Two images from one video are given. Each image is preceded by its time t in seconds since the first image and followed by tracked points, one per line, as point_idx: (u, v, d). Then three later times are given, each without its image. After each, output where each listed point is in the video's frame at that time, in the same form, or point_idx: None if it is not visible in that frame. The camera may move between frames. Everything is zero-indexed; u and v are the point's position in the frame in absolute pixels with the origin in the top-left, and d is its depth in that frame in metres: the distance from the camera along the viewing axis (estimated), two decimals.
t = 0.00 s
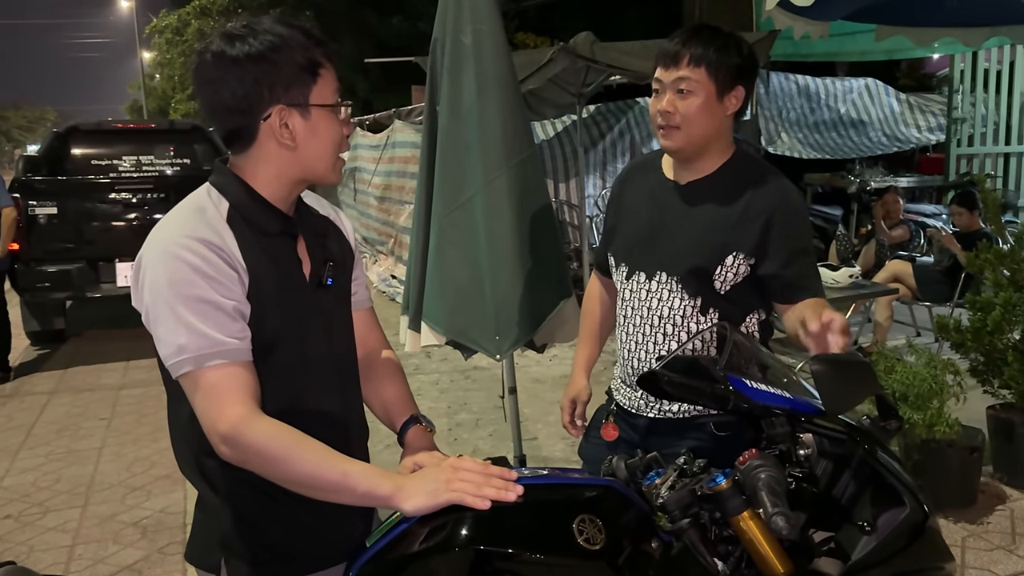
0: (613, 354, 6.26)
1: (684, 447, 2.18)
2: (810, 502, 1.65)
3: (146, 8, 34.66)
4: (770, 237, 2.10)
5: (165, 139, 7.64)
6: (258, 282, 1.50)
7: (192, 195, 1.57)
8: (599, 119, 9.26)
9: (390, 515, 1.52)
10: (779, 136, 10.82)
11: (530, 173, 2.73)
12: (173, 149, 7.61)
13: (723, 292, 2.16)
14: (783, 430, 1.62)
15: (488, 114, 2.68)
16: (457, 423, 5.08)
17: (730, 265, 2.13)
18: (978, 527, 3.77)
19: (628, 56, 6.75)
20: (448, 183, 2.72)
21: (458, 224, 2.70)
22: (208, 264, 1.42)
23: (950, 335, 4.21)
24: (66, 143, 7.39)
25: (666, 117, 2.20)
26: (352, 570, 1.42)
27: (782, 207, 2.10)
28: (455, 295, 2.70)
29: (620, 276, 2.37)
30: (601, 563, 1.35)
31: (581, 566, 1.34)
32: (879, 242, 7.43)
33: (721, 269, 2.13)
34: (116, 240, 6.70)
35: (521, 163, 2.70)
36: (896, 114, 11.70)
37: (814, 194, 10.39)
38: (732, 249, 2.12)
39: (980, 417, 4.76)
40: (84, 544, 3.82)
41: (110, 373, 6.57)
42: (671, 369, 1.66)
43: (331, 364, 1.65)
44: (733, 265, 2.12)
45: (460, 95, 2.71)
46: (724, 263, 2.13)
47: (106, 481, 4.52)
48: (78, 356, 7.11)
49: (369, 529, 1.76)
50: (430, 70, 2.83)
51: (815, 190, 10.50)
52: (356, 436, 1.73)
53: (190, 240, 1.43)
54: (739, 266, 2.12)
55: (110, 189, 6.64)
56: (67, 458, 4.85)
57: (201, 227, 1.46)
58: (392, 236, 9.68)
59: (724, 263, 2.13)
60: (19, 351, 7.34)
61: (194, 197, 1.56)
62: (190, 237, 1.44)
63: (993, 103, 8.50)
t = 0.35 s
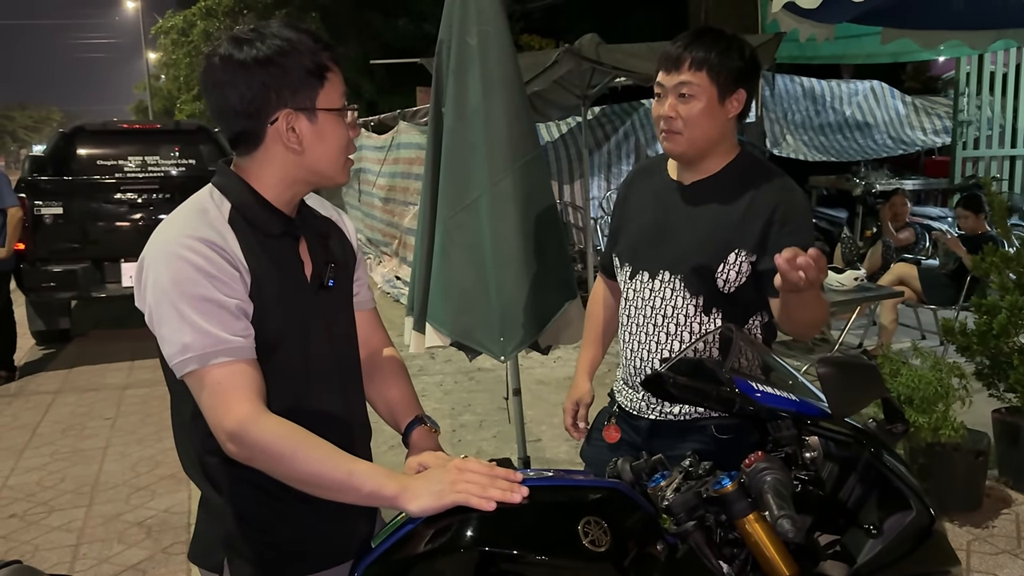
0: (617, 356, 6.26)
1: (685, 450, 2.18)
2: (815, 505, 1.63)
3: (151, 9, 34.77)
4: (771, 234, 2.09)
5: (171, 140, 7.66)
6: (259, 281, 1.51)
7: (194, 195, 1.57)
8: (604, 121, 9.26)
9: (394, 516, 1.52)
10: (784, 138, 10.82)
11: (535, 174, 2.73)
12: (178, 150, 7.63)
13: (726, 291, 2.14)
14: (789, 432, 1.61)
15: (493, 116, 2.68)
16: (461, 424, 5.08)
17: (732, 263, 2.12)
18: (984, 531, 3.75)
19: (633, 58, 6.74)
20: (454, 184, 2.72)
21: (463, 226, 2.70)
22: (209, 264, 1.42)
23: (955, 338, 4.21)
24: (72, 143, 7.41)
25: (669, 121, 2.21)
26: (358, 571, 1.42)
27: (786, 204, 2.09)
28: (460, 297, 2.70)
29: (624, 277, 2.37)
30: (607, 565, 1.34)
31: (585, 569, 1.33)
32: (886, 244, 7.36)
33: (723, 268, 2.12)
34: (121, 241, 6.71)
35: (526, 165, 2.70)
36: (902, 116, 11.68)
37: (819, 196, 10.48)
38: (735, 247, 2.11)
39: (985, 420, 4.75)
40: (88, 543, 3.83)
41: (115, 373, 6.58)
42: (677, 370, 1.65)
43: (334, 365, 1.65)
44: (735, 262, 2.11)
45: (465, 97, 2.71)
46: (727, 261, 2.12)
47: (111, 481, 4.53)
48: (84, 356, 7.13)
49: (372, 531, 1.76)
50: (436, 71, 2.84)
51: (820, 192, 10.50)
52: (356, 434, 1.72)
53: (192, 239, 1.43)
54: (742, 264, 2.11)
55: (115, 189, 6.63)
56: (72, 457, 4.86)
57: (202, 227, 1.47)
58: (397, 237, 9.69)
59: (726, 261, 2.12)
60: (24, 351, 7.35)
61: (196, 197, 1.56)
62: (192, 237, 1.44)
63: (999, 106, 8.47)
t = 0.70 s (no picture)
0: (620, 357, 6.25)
1: (678, 451, 2.17)
2: (820, 509, 1.63)
3: (156, 10, 34.86)
4: (764, 233, 2.07)
5: (175, 140, 7.67)
6: (260, 280, 1.50)
7: (193, 195, 1.57)
8: (608, 122, 9.25)
9: (396, 516, 1.52)
10: (788, 140, 10.80)
11: (539, 175, 2.72)
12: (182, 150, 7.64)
13: (718, 291, 2.14)
14: (793, 434, 1.61)
15: (497, 116, 2.67)
16: (464, 425, 5.07)
17: (724, 262, 2.11)
18: (988, 534, 3.73)
19: (638, 59, 6.72)
20: (457, 184, 2.72)
21: (467, 226, 2.69)
22: (209, 262, 1.42)
23: (961, 341, 4.20)
24: (76, 143, 7.43)
25: (665, 119, 2.21)
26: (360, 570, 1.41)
27: (777, 203, 2.07)
28: (463, 297, 2.70)
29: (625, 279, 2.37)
30: (608, 565, 1.34)
31: (589, 572, 1.32)
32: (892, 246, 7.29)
33: (715, 267, 2.12)
34: (125, 240, 6.72)
35: (530, 166, 2.69)
36: (907, 119, 11.66)
37: (824, 199, 10.46)
38: (726, 246, 2.10)
39: (990, 423, 4.73)
40: (90, 543, 3.83)
41: (118, 373, 6.59)
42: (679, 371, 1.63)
43: (335, 364, 1.64)
44: (727, 262, 2.11)
45: (469, 97, 2.71)
46: (719, 260, 2.11)
47: (114, 481, 4.53)
48: (87, 356, 7.13)
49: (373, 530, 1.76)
50: (440, 71, 2.83)
51: (824, 194, 10.50)
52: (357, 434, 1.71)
53: (192, 239, 1.43)
54: (734, 263, 2.11)
55: (119, 189, 6.65)
56: (75, 457, 4.86)
57: (203, 226, 1.47)
58: (400, 238, 9.69)
59: (718, 260, 2.11)
60: (28, 350, 7.36)
61: (196, 196, 1.56)
62: (192, 236, 1.44)
63: (1004, 108, 8.45)
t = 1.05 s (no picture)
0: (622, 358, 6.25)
1: (676, 452, 2.17)
2: (819, 508, 1.63)
3: (158, 11, 34.92)
4: (757, 233, 2.08)
5: (177, 140, 7.69)
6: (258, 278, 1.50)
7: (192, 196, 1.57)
8: (610, 123, 9.25)
9: (397, 516, 1.52)
10: (790, 141, 10.81)
11: (541, 175, 2.72)
12: (185, 150, 7.66)
13: (714, 291, 2.14)
14: (793, 434, 1.60)
15: (499, 116, 2.68)
16: (465, 426, 5.08)
17: (719, 263, 2.11)
18: (989, 536, 3.73)
19: (639, 60, 6.73)
20: (459, 184, 2.72)
21: (469, 226, 2.69)
22: (209, 262, 1.43)
23: (961, 342, 4.20)
24: (79, 143, 7.44)
25: (659, 121, 2.21)
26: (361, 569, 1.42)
27: (770, 205, 2.08)
28: (465, 297, 2.70)
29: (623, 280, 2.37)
30: (608, 565, 1.33)
31: (588, 571, 1.32)
32: (891, 249, 7.30)
33: (709, 268, 2.12)
34: (127, 240, 6.72)
35: (531, 166, 2.70)
36: (909, 120, 11.66)
37: (825, 200, 10.49)
38: (720, 247, 2.10)
39: (991, 425, 4.73)
40: (92, 543, 3.83)
41: (120, 373, 6.60)
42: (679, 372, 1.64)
43: (335, 363, 1.64)
44: (721, 263, 2.11)
45: (471, 98, 2.71)
46: (712, 261, 2.11)
47: (115, 480, 4.53)
48: (89, 356, 7.14)
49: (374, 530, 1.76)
50: (441, 72, 2.84)
51: (826, 196, 10.50)
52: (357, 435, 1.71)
53: (191, 238, 1.44)
54: (728, 264, 2.11)
55: (122, 189, 6.67)
56: (76, 457, 4.87)
57: (202, 225, 1.47)
58: (402, 238, 9.69)
59: (712, 261, 2.11)
60: (30, 350, 7.37)
61: (194, 197, 1.56)
62: (192, 236, 1.44)
63: (1006, 110, 8.45)
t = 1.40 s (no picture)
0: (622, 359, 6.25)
1: (672, 452, 2.17)
2: (818, 508, 1.64)
3: (160, 11, 34.96)
4: (755, 234, 2.08)
5: (178, 140, 7.70)
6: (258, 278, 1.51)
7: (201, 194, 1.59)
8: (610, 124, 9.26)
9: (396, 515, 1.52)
10: (790, 143, 10.81)
11: (541, 175, 2.73)
12: (186, 150, 7.67)
13: (712, 291, 2.15)
14: (793, 434, 1.60)
15: (499, 117, 2.68)
16: (466, 426, 5.08)
17: (717, 263, 2.11)
18: (989, 536, 3.73)
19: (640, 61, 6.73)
20: (459, 184, 2.73)
21: (469, 226, 2.70)
22: (208, 264, 1.44)
23: (961, 343, 4.20)
24: (80, 143, 7.45)
25: (655, 122, 2.23)
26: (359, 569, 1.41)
27: (769, 204, 2.08)
28: (465, 297, 2.70)
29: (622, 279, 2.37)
30: (608, 565, 1.34)
31: (589, 570, 1.33)
32: (890, 250, 7.39)
33: (707, 268, 2.12)
34: (128, 240, 6.73)
35: (532, 167, 2.70)
36: (909, 121, 11.67)
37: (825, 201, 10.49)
38: (719, 247, 2.11)
39: (991, 426, 4.73)
40: (92, 542, 3.84)
41: (121, 373, 6.61)
42: (681, 372, 1.64)
43: (343, 362, 1.65)
44: (720, 263, 2.11)
45: (471, 99, 2.72)
46: (711, 261, 2.12)
47: (116, 480, 4.54)
48: (90, 356, 7.14)
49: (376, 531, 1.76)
50: (442, 74, 2.85)
51: (826, 197, 10.51)
52: (367, 437, 1.70)
53: (197, 240, 1.44)
54: (726, 264, 2.11)
55: (123, 188, 6.68)
56: (77, 456, 4.87)
57: (206, 227, 1.48)
58: (403, 238, 9.70)
59: (711, 260, 2.12)
60: (30, 350, 7.37)
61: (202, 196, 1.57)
62: (198, 239, 1.45)
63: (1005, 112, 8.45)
